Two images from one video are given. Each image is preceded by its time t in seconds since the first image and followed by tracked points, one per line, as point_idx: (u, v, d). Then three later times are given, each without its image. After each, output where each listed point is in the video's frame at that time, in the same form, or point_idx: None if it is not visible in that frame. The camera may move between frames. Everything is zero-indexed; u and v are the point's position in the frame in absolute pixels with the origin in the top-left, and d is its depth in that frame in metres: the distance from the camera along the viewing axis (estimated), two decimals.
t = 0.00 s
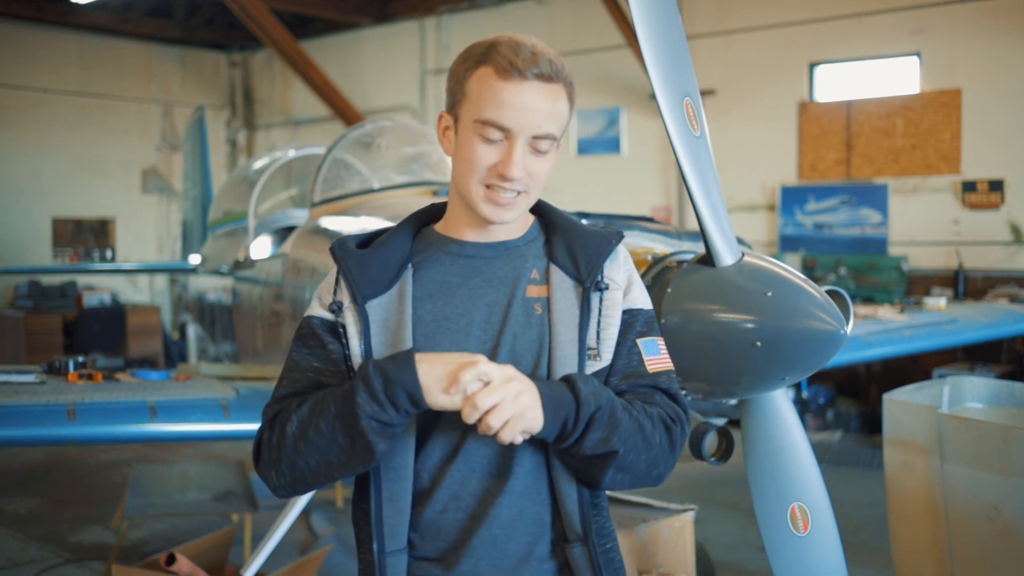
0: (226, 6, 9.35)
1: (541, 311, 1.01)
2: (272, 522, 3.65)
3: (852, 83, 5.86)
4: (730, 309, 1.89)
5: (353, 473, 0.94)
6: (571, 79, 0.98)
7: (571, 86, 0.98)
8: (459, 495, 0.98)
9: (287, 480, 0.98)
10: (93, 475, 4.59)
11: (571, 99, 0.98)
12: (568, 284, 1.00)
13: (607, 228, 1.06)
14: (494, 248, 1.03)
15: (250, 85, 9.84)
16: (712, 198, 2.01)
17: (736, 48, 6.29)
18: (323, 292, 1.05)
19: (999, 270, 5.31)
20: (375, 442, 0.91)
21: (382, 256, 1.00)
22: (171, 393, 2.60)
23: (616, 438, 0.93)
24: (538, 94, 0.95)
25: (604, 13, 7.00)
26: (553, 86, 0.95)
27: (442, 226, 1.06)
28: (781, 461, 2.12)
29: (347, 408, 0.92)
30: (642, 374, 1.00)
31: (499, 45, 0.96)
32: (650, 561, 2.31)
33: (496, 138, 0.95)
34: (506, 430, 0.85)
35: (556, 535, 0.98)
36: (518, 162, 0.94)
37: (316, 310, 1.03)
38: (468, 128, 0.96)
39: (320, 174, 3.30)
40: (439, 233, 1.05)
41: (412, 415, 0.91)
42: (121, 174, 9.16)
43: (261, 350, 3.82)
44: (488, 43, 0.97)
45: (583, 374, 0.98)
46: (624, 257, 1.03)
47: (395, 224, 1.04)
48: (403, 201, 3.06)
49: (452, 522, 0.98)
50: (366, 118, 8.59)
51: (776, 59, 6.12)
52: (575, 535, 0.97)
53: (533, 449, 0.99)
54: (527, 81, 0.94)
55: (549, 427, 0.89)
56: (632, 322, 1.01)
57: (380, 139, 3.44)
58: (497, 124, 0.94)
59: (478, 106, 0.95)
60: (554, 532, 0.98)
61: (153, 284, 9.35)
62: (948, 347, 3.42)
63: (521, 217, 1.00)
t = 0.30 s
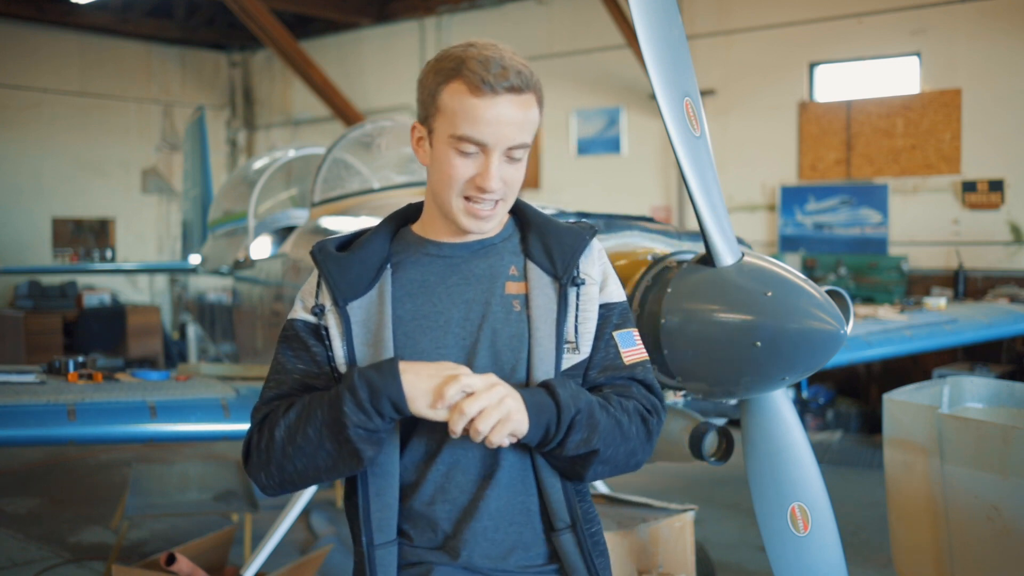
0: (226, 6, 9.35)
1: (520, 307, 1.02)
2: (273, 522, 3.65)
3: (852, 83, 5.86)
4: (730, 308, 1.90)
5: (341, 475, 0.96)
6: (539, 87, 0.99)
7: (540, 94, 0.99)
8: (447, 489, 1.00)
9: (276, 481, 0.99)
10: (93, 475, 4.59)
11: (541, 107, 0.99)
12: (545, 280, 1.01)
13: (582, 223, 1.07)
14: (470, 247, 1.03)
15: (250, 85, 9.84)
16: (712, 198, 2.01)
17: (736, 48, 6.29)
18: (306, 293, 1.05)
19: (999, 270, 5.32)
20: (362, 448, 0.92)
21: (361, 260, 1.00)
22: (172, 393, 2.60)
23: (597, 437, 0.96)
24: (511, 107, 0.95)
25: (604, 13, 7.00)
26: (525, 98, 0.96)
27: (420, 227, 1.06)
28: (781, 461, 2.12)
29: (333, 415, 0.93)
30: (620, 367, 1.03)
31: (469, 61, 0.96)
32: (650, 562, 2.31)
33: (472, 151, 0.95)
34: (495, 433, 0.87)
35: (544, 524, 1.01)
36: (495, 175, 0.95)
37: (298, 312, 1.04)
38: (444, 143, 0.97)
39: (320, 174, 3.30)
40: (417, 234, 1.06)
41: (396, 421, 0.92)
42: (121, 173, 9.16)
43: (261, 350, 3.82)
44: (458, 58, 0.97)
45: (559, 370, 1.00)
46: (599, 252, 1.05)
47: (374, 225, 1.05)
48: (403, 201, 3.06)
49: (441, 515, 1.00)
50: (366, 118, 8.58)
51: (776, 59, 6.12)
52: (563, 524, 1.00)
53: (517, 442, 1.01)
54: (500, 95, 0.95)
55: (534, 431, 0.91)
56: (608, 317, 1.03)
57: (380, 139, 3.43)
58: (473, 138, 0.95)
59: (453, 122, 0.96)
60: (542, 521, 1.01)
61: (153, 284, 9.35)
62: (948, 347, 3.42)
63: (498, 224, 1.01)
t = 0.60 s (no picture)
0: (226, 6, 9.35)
1: (505, 305, 1.02)
2: (273, 523, 3.65)
3: (852, 83, 5.86)
4: (730, 308, 1.89)
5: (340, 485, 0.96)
6: (505, 83, 0.99)
7: (506, 90, 0.98)
8: (444, 487, 1.00)
9: (276, 494, 1.00)
10: (93, 476, 4.59)
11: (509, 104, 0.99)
12: (529, 276, 1.02)
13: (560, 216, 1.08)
14: (453, 247, 1.03)
15: (250, 85, 9.84)
16: (712, 198, 2.01)
17: (736, 48, 6.29)
18: (294, 305, 1.06)
19: (999, 270, 5.32)
20: (358, 458, 0.92)
21: (347, 269, 1.00)
22: (171, 393, 2.60)
23: (584, 425, 0.95)
24: (477, 105, 0.95)
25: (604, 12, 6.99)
26: (490, 95, 0.96)
27: (401, 230, 1.06)
28: (781, 461, 2.12)
29: (329, 425, 0.93)
30: (606, 357, 1.03)
31: (431, 63, 0.97)
32: (650, 562, 2.31)
33: (442, 152, 0.95)
34: (486, 416, 0.87)
35: (542, 517, 1.02)
36: (467, 173, 0.95)
37: (288, 324, 1.05)
38: (414, 146, 0.97)
39: (320, 174, 3.30)
40: (399, 239, 1.06)
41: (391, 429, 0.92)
42: (121, 173, 9.16)
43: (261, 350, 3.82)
44: (420, 61, 0.97)
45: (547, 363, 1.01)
46: (579, 243, 1.06)
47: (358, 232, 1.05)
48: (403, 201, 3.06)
49: (440, 514, 1.00)
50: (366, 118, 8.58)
51: (776, 59, 6.12)
52: (559, 514, 1.01)
53: (509, 437, 1.02)
54: (464, 94, 0.95)
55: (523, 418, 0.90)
56: (591, 308, 1.04)
57: (380, 139, 3.44)
58: (442, 139, 0.95)
59: (421, 124, 0.96)
60: (539, 514, 1.02)
61: (153, 284, 9.34)
62: (948, 347, 3.42)
63: (477, 222, 1.01)
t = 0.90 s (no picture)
0: (225, 6, 9.36)
1: (492, 301, 1.02)
2: (273, 523, 3.65)
3: (852, 83, 5.85)
4: (731, 308, 1.89)
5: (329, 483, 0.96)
6: (483, 75, 0.99)
7: (484, 82, 0.99)
8: (436, 485, 1.01)
9: (265, 492, 1.00)
10: (93, 476, 4.59)
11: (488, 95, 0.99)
12: (516, 272, 1.02)
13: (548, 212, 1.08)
14: (439, 245, 1.04)
15: (250, 85, 9.85)
16: (712, 199, 2.01)
17: (736, 48, 6.29)
18: (286, 306, 1.07)
19: (999, 270, 5.32)
20: (345, 456, 0.92)
21: (337, 270, 1.02)
22: (171, 394, 2.60)
23: (569, 423, 0.94)
24: (452, 97, 0.95)
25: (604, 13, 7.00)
26: (466, 87, 0.96)
27: (391, 231, 1.07)
28: (781, 462, 2.12)
29: (316, 423, 0.93)
30: (597, 352, 1.02)
31: (407, 57, 0.97)
32: (650, 562, 2.31)
33: (420, 143, 0.96)
34: (465, 415, 0.86)
35: (535, 514, 1.02)
36: (444, 163, 0.95)
37: (279, 325, 1.06)
38: (392, 139, 0.97)
39: (320, 174, 3.30)
40: (388, 240, 1.06)
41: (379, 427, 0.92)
42: (121, 174, 9.17)
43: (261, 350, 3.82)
44: (397, 56, 0.98)
45: (537, 358, 1.00)
46: (568, 238, 1.06)
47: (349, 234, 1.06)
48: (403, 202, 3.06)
49: (433, 512, 1.00)
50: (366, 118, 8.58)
51: (776, 59, 6.12)
52: (551, 511, 1.00)
53: (499, 434, 1.01)
54: (439, 86, 0.95)
55: (504, 418, 0.89)
56: (582, 302, 1.03)
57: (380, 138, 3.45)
58: (418, 130, 0.95)
59: (398, 116, 0.96)
60: (532, 511, 1.02)
61: (153, 284, 9.34)
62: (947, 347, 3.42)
63: (459, 215, 1.02)
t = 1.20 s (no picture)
0: (225, 6, 9.36)
1: (487, 296, 1.02)
2: (273, 523, 3.65)
3: (852, 83, 5.85)
4: (730, 308, 1.89)
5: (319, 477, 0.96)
6: (463, 67, 1.00)
7: (462, 73, 1.00)
8: (437, 481, 1.01)
9: (259, 486, 1.01)
10: (93, 476, 4.59)
11: (466, 86, 1.00)
12: (511, 267, 1.02)
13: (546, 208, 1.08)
14: (434, 240, 1.04)
15: (250, 85, 9.84)
16: (713, 199, 2.01)
17: (736, 48, 6.29)
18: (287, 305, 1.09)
19: (999, 270, 5.33)
20: (332, 448, 0.93)
21: (332, 267, 1.03)
22: (171, 393, 2.60)
23: (560, 418, 0.94)
24: (424, 87, 0.97)
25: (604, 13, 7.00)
26: (439, 77, 0.98)
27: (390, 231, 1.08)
28: (781, 462, 2.12)
29: (305, 416, 0.94)
30: (596, 345, 1.01)
31: (384, 53, 1.00)
32: (650, 562, 2.31)
33: (395, 134, 0.98)
34: (446, 419, 0.86)
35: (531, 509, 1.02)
36: (417, 152, 0.97)
37: (279, 323, 1.07)
38: (373, 133, 1.00)
39: (320, 174, 3.31)
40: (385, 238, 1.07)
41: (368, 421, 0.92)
42: (121, 174, 9.17)
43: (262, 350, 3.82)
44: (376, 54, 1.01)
45: (534, 353, 1.00)
46: (566, 233, 1.05)
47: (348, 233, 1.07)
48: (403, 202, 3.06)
49: (434, 508, 1.00)
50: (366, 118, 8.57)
51: (776, 59, 6.11)
52: (545, 506, 1.00)
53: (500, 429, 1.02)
54: (410, 78, 0.97)
55: (492, 414, 0.89)
56: (580, 295, 1.02)
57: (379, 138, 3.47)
58: (392, 121, 0.98)
59: (374, 110, 0.99)
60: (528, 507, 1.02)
61: (153, 284, 9.33)
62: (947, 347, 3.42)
63: (447, 208, 1.02)
